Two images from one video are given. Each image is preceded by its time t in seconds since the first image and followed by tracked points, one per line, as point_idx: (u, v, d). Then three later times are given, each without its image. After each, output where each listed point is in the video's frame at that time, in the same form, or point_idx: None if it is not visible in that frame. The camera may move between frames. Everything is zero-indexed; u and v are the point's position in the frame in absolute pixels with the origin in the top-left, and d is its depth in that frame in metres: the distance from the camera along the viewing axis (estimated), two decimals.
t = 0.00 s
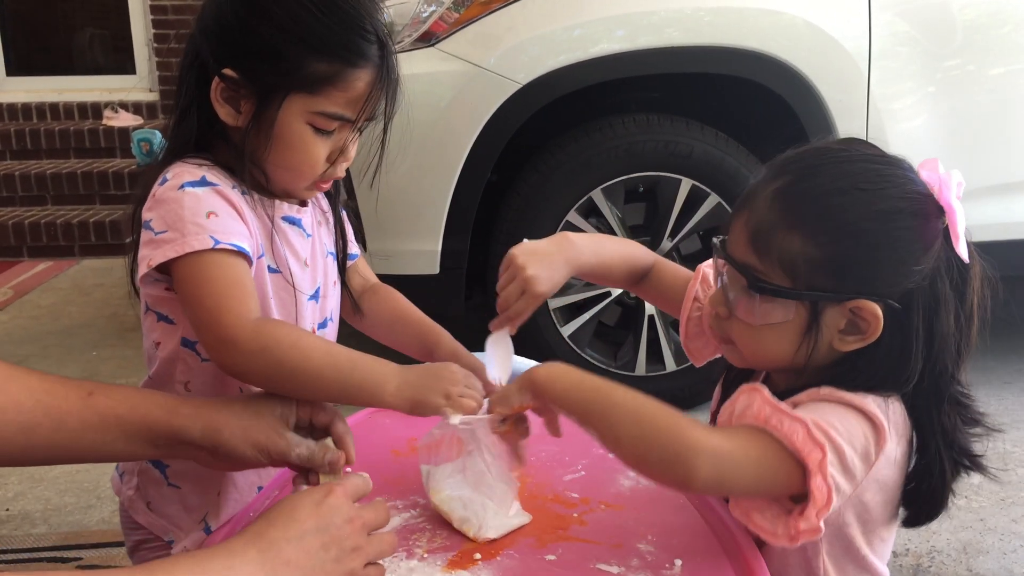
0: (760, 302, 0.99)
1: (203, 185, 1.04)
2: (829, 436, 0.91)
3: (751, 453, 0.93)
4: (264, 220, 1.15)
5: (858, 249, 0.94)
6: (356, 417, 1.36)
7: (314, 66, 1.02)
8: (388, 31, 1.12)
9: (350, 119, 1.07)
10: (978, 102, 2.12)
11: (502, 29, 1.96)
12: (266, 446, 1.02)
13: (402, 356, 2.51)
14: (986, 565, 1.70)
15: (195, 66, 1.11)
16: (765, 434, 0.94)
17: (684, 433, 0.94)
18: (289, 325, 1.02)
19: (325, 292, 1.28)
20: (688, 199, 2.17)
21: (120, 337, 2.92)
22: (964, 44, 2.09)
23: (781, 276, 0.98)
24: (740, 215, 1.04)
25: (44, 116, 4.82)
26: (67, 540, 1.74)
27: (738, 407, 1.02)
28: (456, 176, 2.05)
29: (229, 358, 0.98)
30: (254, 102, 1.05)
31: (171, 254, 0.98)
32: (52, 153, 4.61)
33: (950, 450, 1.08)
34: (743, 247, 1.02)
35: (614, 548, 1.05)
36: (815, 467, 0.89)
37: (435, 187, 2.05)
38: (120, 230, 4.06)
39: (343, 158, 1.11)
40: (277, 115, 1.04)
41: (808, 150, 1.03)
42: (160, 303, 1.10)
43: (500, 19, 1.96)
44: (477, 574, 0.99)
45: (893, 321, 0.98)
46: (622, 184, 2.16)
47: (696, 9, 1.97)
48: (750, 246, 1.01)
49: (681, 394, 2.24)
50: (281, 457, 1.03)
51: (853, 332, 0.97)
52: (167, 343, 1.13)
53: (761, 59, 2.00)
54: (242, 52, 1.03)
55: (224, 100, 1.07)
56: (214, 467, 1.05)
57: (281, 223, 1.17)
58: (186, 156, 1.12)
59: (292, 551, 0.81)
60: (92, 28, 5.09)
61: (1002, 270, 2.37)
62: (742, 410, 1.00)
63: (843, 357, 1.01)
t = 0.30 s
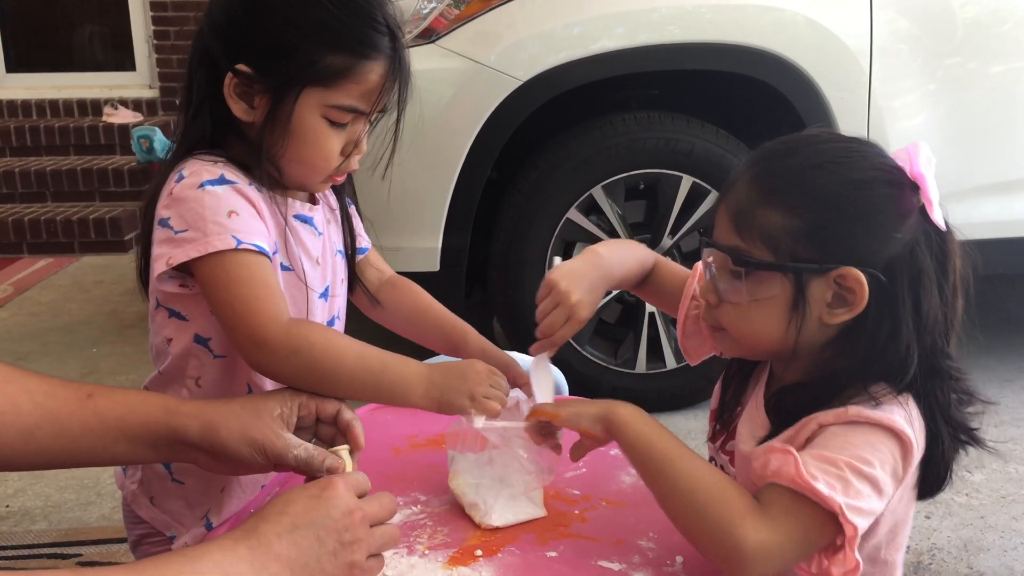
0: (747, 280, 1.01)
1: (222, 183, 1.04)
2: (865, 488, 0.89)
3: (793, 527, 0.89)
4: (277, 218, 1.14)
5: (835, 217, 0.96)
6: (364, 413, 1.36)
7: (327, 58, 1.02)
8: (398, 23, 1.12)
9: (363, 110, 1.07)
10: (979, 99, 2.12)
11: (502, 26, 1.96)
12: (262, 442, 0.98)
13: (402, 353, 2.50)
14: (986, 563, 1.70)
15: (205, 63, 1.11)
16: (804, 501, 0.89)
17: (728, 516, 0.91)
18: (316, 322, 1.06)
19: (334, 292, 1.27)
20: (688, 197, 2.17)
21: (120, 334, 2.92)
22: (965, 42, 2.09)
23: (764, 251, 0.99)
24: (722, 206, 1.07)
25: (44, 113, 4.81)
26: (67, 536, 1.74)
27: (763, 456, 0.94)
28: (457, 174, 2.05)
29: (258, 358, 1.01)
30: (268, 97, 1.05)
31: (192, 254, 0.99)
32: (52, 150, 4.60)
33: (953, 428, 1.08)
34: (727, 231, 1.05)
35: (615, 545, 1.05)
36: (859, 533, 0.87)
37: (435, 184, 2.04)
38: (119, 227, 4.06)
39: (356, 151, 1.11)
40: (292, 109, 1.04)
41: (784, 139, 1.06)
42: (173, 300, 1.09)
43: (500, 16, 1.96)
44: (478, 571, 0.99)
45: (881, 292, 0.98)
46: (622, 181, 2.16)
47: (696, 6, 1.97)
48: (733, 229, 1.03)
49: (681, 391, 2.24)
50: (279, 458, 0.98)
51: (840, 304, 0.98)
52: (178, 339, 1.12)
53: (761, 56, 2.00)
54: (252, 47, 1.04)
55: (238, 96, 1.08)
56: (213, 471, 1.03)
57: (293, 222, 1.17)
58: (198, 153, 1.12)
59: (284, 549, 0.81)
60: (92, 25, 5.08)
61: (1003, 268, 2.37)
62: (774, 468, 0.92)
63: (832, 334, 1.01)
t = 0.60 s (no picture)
0: (738, 279, 1.01)
1: (231, 182, 1.03)
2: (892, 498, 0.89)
3: (830, 548, 0.88)
4: (284, 218, 1.14)
5: (820, 211, 0.97)
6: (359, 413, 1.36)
7: (341, 58, 1.01)
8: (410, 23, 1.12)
9: (374, 111, 1.07)
10: (979, 93, 2.11)
11: (501, 20, 1.95)
12: (261, 447, 0.99)
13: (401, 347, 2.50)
14: (985, 558, 1.70)
15: (219, 58, 1.10)
16: (835, 519, 0.88)
17: (765, 544, 0.90)
18: (319, 326, 1.05)
19: (336, 295, 1.27)
20: (688, 190, 2.16)
21: (119, 329, 2.92)
22: (966, 36, 2.08)
23: (753, 250, 1.00)
24: (708, 211, 1.08)
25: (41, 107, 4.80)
26: (66, 532, 1.74)
27: (785, 476, 0.93)
28: (455, 168, 2.04)
29: (264, 361, 1.00)
30: (281, 95, 1.05)
31: (200, 253, 0.98)
32: (49, 144, 4.60)
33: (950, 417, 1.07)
34: (716, 233, 1.05)
35: (613, 543, 1.05)
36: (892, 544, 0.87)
37: (435, 178, 2.04)
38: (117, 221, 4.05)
39: (365, 151, 1.11)
40: (303, 108, 1.04)
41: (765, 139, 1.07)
42: (178, 298, 1.09)
43: (498, 9, 1.95)
44: (476, 570, 0.99)
45: (871, 281, 0.99)
46: (622, 176, 2.15)
47: None
48: (721, 230, 1.04)
49: (680, 386, 2.24)
50: (278, 459, 0.99)
51: (833, 298, 0.98)
52: (182, 338, 1.12)
53: (761, 50, 1.99)
54: (268, 44, 1.04)
55: (250, 92, 1.07)
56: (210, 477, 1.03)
57: (301, 223, 1.16)
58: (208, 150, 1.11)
59: (281, 546, 0.81)
60: (89, 18, 5.06)
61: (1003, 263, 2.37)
62: (799, 490, 0.91)
63: (826, 327, 1.02)
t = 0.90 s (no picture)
0: (763, 304, 0.99)
1: (253, 199, 1.04)
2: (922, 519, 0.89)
3: (865, 570, 0.89)
4: (303, 232, 1.14)
5: (841, 227, 0.96)
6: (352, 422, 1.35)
7: (363, 67, 1.03)
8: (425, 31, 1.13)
9: (395, 119, 1.08)
10: (981, 91, 2.11)
11: (502, 20, 1.95)
12: (258, 460, 0.96)
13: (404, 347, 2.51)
14: (986, 557, 1.70)
15: (237, 69, 1.11)
16: (870, 541, 0.89)
17: (798, 567, 0.91)
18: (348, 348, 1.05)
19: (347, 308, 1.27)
20: (689, 190, 2.17)
21: (122, 329, 2.93)
22: (967, 34, 2.08)
23: (775, 273, 0.98)
24: (715, 232, 1.06)
25: (44, 106, 4.81)
26: (70, 533, 1.75)
27: (815, 498, 0.93)
28: (458, 168, 2.05)
29: (293, 381, 1.01)
30: (302, 106, 1.05)
31: (223, 271, 0.99)
32: (53, 143, 4.61)
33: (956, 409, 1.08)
34: (727, 256, 1.03)
35: (614, 547, 1.05)
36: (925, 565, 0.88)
37: (439, 179, 2.04)
38: (120, 220, 4.06)
39: (382, 159, 1.12)
40: (325, 119, 1.05)
41: (763, 154, 1.06)
42: (196, 310, 1.10)
43: (500, 10, 1.95)
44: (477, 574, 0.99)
45: (893, 294, 1.00)
46: (623, 175, 2.16)
47: None
48: (735, 253, 1.02)
49: (683, 385, 2.25)
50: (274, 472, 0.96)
51: (858, 314, 0.99)
52: (198, 348, 1.13)
53: (762, 49, 1.99)
54: (287, 54, 1.04)
55: (270, 103, 1.08)
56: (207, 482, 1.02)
57: (317, 237, 1.17)
58: (222, 163, 1.11)
59: (275, 566, 0.82)
60: (91, 17, 5.06)
61: (1006, 260, 2.36)
62: (831, 512, 0.91)
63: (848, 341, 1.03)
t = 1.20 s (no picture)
0: (746, 339, 0.99)
1: (247, 213, 1.04)
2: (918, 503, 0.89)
3: (853, 541, 0.89)
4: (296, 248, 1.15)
5: (828, 263, 0.95)
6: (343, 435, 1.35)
7: (361, 79, 1.03)
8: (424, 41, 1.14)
9: (394, 131, 1.08)
10: (974, 99, 2.12)
11: (497, 28, 1.96)
12: (249, 462, 0.97)
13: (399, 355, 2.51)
14: (980, 564, 1.70)
15: (236, 81, 1.11)
16: (861, 515, 0.90)
17: (786, 532, 0.91)
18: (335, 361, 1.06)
19: (341, 324, 1.27)
20: (683, 198, 2.18)
21: (118, 337, 2.93)
22: (960, 42, 2.09)
23: (759, 308, 0.98)
24: (705, 259, 1.05)
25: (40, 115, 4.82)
26: (64, 543, 1.75)
27: (812, 478, 0.95)
28: (453, 176, 2.05)
29: (282, 397, 1.01)
30: (300, 117, 1.06)
31: (215, 284, 0.99)
32: (48, 152, 4.61)
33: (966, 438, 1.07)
34: (717, 284, 1.02)
35: (605, 557, 1.06)
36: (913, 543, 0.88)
37: (435, 187, 2.05)
38: (116, 228, 4.06)
39: (382, 171, 1.12)
40: (323, 130, 1.05)
41: (759, 175, 1.04)
42: (189, 323, 1.09)
43: (495, 18, 1.96)
44: None
45: (884, 326, 0.99)
46: (618, 183, 2.16)
47: (691, 8, 1.97)
48: (723, 283, 1.01)
49: (677, 392, 2.25)
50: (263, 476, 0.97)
51: (848, 348, 0.98)
52: (189, 360, 1.13)
53: (756, 57, 2.00)
54: (285, 66, 1.05)
55: (269, 116, 1.08)
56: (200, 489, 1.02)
57: (311, 252, 1.17)
58: (219, 176, 1.12)
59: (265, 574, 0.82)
60: (87, 25, 5.06)
61: (1000, 268, 2.37)
62: (825, 488, 0.93)
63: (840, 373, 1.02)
